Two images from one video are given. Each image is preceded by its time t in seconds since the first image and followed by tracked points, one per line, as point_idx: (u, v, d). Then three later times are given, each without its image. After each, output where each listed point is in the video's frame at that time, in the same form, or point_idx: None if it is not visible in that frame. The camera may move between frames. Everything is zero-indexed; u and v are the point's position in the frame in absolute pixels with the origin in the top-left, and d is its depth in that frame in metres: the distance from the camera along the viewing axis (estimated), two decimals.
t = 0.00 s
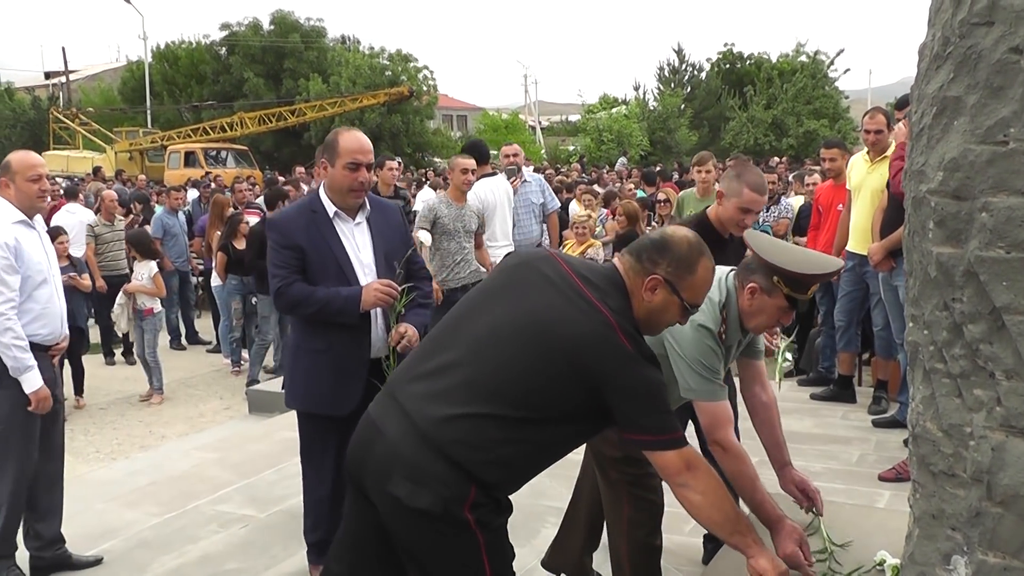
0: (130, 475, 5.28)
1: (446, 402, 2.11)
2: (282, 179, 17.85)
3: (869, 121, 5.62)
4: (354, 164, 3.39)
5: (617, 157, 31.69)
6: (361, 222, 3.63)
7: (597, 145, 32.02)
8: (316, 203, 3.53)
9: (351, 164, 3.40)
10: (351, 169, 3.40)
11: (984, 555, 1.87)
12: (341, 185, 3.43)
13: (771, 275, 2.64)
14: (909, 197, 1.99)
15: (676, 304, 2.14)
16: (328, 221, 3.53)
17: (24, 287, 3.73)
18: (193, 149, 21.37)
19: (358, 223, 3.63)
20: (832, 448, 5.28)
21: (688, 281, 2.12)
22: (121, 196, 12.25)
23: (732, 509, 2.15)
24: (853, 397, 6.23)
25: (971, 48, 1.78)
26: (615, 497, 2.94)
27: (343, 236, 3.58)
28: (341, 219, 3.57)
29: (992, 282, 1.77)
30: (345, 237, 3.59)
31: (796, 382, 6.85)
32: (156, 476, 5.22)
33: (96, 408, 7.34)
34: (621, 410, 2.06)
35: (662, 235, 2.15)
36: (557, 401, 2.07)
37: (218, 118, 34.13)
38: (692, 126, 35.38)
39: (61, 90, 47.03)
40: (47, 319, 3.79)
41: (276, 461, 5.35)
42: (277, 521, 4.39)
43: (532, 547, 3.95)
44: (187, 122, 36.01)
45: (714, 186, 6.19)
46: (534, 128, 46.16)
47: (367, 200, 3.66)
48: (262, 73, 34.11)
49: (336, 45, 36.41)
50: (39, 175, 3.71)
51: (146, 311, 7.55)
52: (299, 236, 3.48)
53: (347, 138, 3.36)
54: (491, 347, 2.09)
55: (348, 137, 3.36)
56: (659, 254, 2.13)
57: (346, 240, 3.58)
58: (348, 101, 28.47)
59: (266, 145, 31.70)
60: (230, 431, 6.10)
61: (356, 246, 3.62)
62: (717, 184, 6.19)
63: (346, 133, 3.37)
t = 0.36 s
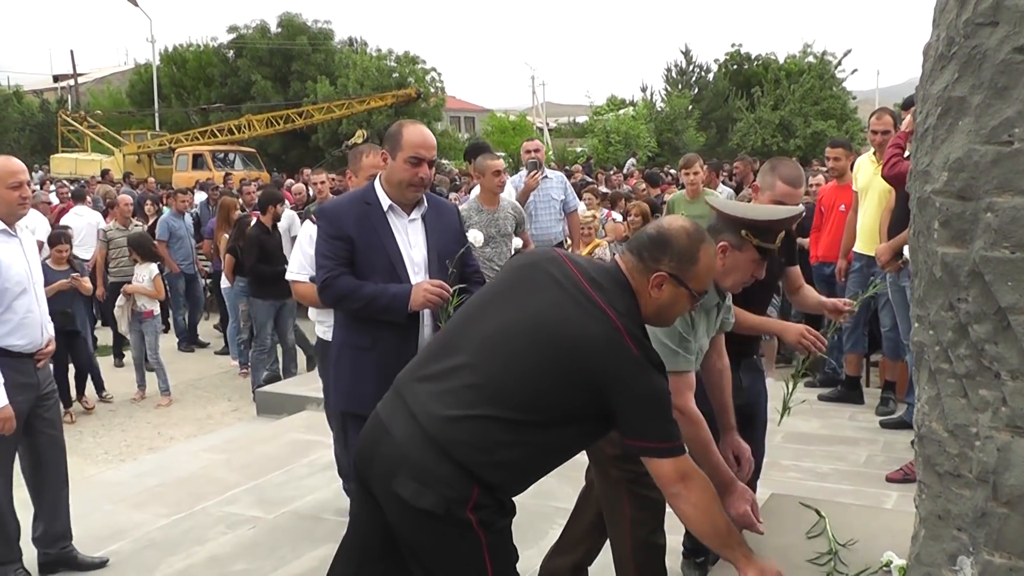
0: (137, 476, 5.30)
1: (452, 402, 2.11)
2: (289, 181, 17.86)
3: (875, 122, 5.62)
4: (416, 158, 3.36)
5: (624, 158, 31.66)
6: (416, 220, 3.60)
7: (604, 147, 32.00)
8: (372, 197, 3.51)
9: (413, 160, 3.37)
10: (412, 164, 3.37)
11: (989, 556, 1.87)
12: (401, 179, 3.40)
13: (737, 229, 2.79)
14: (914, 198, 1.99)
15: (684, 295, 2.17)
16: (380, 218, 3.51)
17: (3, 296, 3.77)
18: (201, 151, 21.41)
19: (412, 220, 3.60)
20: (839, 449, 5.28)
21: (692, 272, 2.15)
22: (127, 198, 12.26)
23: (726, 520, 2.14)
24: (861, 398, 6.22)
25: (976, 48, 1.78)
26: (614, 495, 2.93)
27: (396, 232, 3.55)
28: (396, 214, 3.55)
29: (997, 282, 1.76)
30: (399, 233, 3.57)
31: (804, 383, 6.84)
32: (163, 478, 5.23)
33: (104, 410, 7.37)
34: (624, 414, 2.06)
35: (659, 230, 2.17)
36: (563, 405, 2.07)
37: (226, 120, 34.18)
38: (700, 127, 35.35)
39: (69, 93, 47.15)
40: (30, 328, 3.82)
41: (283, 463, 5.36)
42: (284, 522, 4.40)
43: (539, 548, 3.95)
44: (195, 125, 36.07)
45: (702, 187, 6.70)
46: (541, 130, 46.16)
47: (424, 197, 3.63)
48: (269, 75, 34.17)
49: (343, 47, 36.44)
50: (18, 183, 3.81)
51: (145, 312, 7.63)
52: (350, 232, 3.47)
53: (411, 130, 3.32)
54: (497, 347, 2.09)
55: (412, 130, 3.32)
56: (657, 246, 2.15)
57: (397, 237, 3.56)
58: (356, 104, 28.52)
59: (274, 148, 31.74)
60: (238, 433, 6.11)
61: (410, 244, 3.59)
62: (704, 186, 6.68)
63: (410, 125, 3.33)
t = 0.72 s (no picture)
0: (143, 476, 5.31)
1: (405, 393, 2.13)
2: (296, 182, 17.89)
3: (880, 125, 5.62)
4: (436, 164, 3.33)
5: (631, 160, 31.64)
6: (435, 225, 3.57)
7: (612, 149, 31.99)
8: (390, 206, 3.47)
9: (433, 165, 3.34)
10: (432, 170, 3.34)
11: (994, 559, 1.86)
12: (422, 185, 3.36)
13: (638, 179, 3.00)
14: (919, 200, 1.98)
15: (607, 224, 2.17)
16: (401, 226, 3.47)
17: None
18: (208, 153, 21.44)
19: (432, 227, 3.57)
20: (846, 452, 5.27)
21: (603, 199, 2.15)
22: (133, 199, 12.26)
23: (578, 490, 2.08)
24: (867, 401, 6.21)
25: (980, 50, 1.78)
26: (614, 498, 2.92)
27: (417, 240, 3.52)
28: (416, 221, 3.52)
29: (1002, 285, 1.76)
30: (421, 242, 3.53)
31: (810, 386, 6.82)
32: (168, 478, 5.24)
33: (111, 410, 7.37)
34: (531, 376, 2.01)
35: (563, 170, 2.19)
36: (492, 379, 2.05)
37: (234, 122, 34.23)
38: (707, 130, 35.34)
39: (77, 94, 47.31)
40: (26, 328, 3.86)
41: (289, 463, 5.36)
42: (289, 523, 4.40)
43: (543, 550, 3.95)
44: (203, 126, 36.14)
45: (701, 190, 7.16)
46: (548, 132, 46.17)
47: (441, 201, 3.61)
48: (277, 77, 34.24)
49: (351, 49, 36.49)
50: (13, 182, 3.81)
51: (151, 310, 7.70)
52: (371, 242, 3.43)
53: (431, 134, 3.28)
54: (433, 331, 2.10)
55: (435, 132, 3.29)
56: (570, 184, 2.16)
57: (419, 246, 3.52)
58: (363, 105, 28.55)
59: (281, 149, 31.77)
60: (243, 433, 6.12)
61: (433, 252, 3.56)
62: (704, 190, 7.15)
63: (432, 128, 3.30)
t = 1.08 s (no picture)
0: (148, 475, 5.31)
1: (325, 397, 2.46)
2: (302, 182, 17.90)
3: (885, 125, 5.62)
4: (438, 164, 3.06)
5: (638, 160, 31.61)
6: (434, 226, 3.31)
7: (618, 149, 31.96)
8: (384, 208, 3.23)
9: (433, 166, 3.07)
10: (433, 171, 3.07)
11: (998, 562, 1.85)
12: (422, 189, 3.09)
13: (581, 159, 3.28)
14: (924, 201, 1.98)
15: (419, 172, 2.35)
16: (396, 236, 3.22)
17: (13, 292, 3.90)
18: (216, 152, 21.46)
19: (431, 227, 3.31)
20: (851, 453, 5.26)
21: (405, 151, 2.35)
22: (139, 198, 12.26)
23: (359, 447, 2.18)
24: (873, 402, 6.20)
25: (986, 50, 1.77)
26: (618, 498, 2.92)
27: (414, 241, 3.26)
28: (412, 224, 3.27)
29: (1007, 286, 1.75)
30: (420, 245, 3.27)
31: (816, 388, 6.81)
32: (174, 477, 5.25)
33: (116, 409, 7.38)
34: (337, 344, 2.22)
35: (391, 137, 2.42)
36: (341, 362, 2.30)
37: (241, 121, 34.25)
38: (714, 130, 35.31)
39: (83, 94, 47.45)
40: (39, 322, 3.94)
41: (294, 463, 5.36)
42: (295, 522, 4.41)
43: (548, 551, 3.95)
44: (210, 125, 36.16)
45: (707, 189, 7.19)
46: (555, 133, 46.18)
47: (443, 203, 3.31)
48: (284, 76, 34.26)
49: (358, 48, 36.51)
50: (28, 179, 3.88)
51: (166, 308, 7.78)
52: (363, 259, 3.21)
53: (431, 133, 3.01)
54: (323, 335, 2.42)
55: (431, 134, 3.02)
56: (379, 150, 2.39)
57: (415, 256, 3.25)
58: (370, 105, 28.56)
59: (288, 149, 31.79)
60: (249, 432, 6.12)
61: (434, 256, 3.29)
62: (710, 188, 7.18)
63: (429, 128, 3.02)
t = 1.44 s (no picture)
0: (147, 476, 5.32)
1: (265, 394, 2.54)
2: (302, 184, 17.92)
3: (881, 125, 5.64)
4: (445, 173, 2.83)
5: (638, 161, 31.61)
6: (442, 234, 3.00)
7: (618, 150, 31.97)
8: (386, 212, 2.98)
9: (442, 175, 2.84)
10: (441, 180, 2.84)
11: (994, 562, 1.85)
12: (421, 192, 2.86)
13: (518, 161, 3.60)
14: (921, 202, 1.98)
15: (318, 152, 2.42)
16: (398, 242, 2.94)
17: (21, 288, 3.97)
18: (215, 153, 21.47)
19: (437, 235, 3.00)
20: (850, 454, 5.27)
21: (302, 135, 2.41)
22: (137, 199, 12.25)
23: (266, 424, 2.24)
24: (872, 403, 6.21)
25: (983, 51, 1.77)
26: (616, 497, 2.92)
27: (416, 250, 2.97)
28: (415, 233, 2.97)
29: (1004, 287, 1.75)
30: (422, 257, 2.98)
31: (815, 389, 6.82)
32: (174, 477, 5.25)
33: (116, 410, 7.39)
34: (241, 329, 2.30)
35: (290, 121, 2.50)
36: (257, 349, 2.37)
37: (241, 122, 34.27)
38: (714, 131, 35.34)
39: (82, 95, 47.53)
40: (47, 319, 4.01)
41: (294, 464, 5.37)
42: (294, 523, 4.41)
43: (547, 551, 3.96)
44: (210, 126, 36.17)
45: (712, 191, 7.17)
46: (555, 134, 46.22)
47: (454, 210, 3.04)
48: (284, 78, 34.29)
49: (357, 50, 36.53)
50: (36, 178, 3.97)
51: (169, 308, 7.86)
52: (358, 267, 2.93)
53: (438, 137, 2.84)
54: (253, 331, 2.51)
55: (440, 139, 2.83)
56: (279, 136, 2.46)
57: (416, 265, 2.97)
58: (369, 106, 28.56)
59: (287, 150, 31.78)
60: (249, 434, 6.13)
61: (437, 268, 2.98)
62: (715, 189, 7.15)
63: (438, 134, 2.84)
